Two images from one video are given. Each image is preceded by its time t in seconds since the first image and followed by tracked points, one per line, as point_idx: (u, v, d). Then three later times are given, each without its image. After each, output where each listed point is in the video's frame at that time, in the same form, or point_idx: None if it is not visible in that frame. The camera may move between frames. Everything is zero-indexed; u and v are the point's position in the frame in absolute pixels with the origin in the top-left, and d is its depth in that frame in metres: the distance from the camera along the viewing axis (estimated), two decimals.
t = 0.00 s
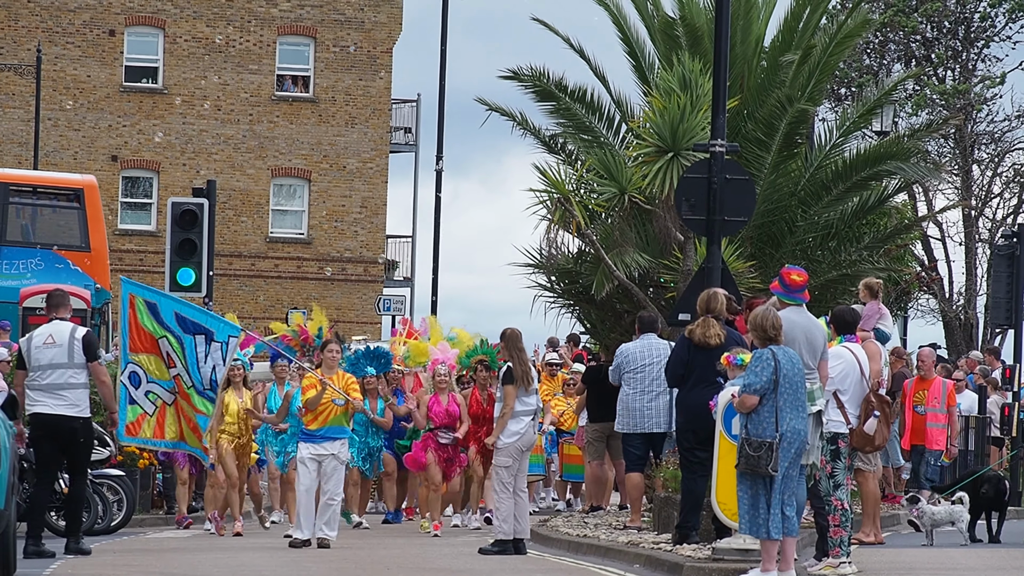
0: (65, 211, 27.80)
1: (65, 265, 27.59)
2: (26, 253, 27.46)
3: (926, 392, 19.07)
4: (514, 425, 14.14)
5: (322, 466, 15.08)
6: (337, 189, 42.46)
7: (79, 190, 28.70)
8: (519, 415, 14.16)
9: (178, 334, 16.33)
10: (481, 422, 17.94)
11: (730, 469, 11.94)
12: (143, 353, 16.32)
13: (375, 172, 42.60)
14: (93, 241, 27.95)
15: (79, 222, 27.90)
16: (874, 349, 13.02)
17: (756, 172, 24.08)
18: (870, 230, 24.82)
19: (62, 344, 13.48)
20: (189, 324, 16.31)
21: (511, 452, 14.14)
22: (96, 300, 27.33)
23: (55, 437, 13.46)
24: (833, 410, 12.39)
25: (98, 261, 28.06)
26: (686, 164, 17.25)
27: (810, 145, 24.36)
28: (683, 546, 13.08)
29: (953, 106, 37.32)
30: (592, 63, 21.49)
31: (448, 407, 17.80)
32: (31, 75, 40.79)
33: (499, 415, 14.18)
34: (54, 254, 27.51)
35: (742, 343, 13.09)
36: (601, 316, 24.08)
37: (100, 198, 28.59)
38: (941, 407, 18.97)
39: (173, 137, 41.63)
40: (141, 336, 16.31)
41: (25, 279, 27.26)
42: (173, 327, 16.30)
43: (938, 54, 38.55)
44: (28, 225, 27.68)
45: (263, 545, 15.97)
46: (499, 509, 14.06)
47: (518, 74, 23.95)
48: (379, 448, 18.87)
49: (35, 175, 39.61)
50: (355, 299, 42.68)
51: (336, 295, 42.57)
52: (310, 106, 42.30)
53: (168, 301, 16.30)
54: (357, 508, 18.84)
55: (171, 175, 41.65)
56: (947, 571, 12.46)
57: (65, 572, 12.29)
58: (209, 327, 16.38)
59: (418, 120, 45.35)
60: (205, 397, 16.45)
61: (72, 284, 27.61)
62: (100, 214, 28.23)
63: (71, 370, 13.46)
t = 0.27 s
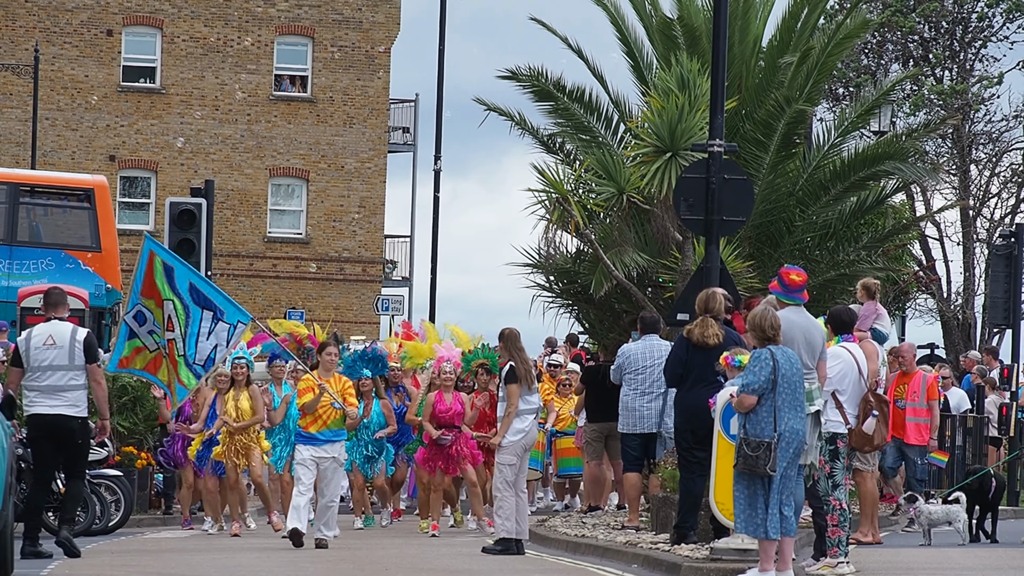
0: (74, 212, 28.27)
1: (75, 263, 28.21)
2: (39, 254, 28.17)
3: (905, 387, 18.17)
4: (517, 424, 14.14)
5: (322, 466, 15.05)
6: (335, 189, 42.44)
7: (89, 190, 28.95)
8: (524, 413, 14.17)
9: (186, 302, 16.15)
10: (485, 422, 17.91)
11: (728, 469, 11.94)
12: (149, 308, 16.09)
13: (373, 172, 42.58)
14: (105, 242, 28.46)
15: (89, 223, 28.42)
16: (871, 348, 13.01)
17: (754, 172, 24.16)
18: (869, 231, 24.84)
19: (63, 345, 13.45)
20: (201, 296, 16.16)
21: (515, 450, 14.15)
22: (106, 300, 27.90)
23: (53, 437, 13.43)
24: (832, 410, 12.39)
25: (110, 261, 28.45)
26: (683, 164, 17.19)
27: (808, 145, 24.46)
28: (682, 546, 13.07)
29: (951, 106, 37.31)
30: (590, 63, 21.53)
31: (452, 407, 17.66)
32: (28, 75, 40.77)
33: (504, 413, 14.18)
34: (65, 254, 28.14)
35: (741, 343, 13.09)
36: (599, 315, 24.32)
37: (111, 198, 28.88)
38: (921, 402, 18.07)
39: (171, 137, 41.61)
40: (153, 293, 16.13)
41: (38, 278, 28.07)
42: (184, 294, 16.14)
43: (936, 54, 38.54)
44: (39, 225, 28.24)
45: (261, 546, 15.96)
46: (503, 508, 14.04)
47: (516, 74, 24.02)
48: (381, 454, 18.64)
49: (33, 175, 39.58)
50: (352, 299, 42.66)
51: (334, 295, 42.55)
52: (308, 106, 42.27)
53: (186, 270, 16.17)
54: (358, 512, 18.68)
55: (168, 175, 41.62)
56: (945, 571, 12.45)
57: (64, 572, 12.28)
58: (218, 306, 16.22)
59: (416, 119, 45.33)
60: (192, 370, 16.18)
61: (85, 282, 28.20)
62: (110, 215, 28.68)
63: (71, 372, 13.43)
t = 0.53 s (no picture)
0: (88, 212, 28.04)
1: (88, 266, 27.84)
2: (51, 254, 27.86)
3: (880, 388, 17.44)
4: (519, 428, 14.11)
5: (316, 467, 15.04)
6: (333, 189, 42.42)
7: (103, 192, 28.90)
8: (524, 416, 14.17)
9: (206, 278, 17.86)
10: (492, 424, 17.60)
11: (727, 470, 11.95)
12: (172, 272, 18.19)
13: (371, 173, 42.59)
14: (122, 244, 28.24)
15: (102, 223, 28.21)
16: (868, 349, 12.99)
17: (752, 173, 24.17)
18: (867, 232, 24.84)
19: (73, 345, 13.41)
20: (224, 277, 17.65)
21: (516, 452, 14.08)
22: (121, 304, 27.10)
23: (56, 437, 13.40)
24: (830, 411, 12.39)
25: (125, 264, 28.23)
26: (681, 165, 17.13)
27: (806, 147, 24.56)
28: (680, 547, 13.07)
29: (948, 107, 37.32)
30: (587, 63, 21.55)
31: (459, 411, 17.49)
32: (26, 76, 40.77)
33: (504, 415, 14.17)
34: (77, 256, 27.82)
35: (740, 344, 13.08)
36: (598, 316, 24.39)
37: (123, 200, 28.79)
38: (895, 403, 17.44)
39: (168, 138, 41.60)
40: (181, 262, 18.16)
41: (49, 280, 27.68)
42: (209, 269, 17.85)
43: (933, 55, 38.55)
44: (51, 226, 27.96)
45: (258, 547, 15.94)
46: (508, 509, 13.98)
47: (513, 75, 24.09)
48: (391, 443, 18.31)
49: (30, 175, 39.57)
50: (350, 300, 42.67)
51: (331, 296, 42.55)
52: (305, 107, 42.28)
53: (217, 251, 17.86)
54: (361, 510, 18.58)
55: (166, 175, 41.60)
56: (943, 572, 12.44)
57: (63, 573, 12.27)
58: (239, 291, 17.54)
59: (413, 120, 45.33)
60: (197, 338, 17.88)
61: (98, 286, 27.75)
62: (123, 217, 28.52)
63: (79, 373, 13.41)
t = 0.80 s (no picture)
0: (98, 215, 30.02)
1: (99, 266, 29.76)
2: (63, 257, 29.84)
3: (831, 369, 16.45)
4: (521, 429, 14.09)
5: (318, 468, 15.00)
6: (329, 190, 42.38)
7: (115, 193, 30.76)
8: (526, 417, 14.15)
9: (247, 274, 17.34)
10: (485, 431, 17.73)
11: (724, 470, 11.96)
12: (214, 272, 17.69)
13: (368, 174, 42.60)
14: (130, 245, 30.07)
15: (112, 226, 30.12)
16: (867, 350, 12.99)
17: (749, 174, 24.23)
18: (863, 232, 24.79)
19: (76, 345, 13.38)
20: (266, 275, 17.17)
21: (517, 454, 14.06)
22: (131, 303, 29.08)
23: (54, 437, 13.36)
24: (827, 412, 12.44)
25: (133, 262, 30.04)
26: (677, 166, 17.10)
27: (802, 146, 24.49)
28: (677, 548, 13.05)
29: (945, 108, 37.32)
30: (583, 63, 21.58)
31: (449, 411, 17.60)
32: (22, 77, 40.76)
33: (506, 417, 14.13)
34: (88, 257, 29.82)
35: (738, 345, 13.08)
36: (595, 317, 24.47)
37: (135, 200, 30.66)
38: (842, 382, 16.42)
39: (165, 139, 41.59)
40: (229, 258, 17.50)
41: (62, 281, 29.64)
42: (252, 265, 17.32)
43: (930, 55, 38.56)
44: (62, 227, 29.90)
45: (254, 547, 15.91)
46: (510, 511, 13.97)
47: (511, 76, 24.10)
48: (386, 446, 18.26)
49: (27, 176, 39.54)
50: (346, 301, 42.65)
51: (328, 296, 42.53)
52: (302, 108, 42.27)
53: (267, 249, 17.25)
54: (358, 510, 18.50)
55: (163, 176, 41.57)
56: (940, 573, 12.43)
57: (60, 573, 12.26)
58: (277, 291, 17.12)
59: (410, 121, 45.33)
60: (225, 329, 17.70)
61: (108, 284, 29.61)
62: (133, 217, 30.41)
63: (80, 372, 13.38)
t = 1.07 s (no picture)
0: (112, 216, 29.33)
1: (112, 267, 28.94)
2: (75, 256, 29.00)
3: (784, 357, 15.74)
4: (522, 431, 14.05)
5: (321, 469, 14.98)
6: (325, 190, 42.41)
7: (127, 193, 29.99)
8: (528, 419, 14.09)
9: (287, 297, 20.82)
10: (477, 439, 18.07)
11: (720, 470, 11.95)
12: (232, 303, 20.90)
13: (364, 174, 42.61)
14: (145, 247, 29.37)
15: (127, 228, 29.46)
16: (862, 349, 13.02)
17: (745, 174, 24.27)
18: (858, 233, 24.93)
19: (67, 345, 13.38)
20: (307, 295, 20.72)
21: (519, 455, 14.08)
22: (144, 304, 28.42)
23: (49, 438, 13.34)
24: (824, 411, 12.40)
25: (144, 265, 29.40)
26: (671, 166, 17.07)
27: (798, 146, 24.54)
28: (673, 548, 13.06)
29: (941, 108, 37.35)
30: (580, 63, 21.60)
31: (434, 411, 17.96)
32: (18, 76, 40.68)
33: (508, 420, 14.07)
34: (100, 257, 28.94)
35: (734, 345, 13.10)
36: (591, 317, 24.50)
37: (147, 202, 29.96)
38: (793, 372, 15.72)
39: (161, 139, 41.57)
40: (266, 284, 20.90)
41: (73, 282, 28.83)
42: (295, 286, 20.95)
43: (926, 56, 38.60)
44: (75, 228, 29.07)
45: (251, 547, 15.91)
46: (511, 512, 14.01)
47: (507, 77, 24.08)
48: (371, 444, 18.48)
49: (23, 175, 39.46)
50: (342, 301, 42.65)
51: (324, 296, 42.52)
52: (298, 108, 42.30)
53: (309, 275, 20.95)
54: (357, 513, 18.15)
55: (159, 176, 41.53)
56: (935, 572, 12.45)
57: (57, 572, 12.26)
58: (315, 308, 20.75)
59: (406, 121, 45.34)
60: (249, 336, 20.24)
61: (123, 285, 28.94)
62: (146, 218, 29.77)
63: (72, 373, 13.37)
